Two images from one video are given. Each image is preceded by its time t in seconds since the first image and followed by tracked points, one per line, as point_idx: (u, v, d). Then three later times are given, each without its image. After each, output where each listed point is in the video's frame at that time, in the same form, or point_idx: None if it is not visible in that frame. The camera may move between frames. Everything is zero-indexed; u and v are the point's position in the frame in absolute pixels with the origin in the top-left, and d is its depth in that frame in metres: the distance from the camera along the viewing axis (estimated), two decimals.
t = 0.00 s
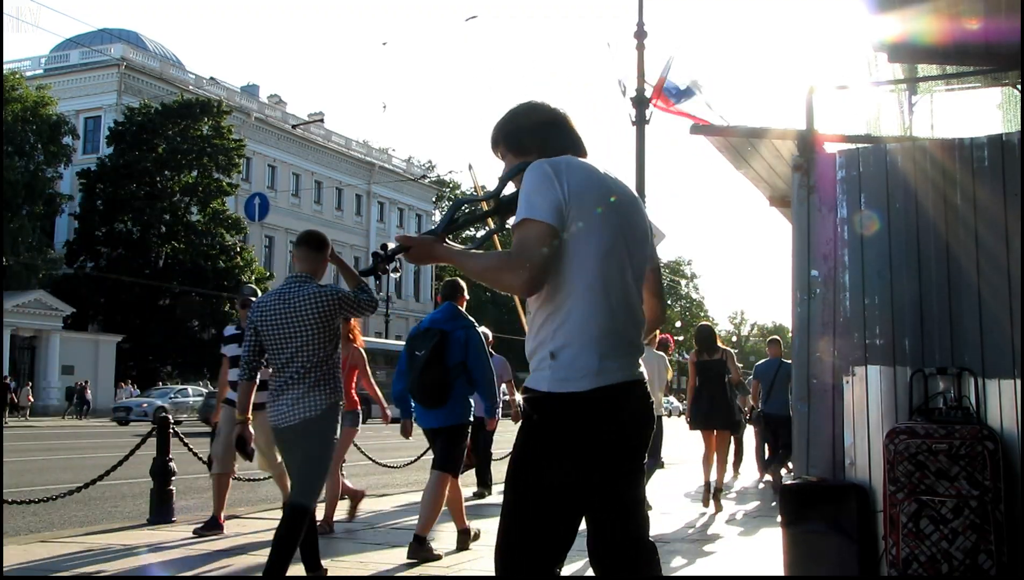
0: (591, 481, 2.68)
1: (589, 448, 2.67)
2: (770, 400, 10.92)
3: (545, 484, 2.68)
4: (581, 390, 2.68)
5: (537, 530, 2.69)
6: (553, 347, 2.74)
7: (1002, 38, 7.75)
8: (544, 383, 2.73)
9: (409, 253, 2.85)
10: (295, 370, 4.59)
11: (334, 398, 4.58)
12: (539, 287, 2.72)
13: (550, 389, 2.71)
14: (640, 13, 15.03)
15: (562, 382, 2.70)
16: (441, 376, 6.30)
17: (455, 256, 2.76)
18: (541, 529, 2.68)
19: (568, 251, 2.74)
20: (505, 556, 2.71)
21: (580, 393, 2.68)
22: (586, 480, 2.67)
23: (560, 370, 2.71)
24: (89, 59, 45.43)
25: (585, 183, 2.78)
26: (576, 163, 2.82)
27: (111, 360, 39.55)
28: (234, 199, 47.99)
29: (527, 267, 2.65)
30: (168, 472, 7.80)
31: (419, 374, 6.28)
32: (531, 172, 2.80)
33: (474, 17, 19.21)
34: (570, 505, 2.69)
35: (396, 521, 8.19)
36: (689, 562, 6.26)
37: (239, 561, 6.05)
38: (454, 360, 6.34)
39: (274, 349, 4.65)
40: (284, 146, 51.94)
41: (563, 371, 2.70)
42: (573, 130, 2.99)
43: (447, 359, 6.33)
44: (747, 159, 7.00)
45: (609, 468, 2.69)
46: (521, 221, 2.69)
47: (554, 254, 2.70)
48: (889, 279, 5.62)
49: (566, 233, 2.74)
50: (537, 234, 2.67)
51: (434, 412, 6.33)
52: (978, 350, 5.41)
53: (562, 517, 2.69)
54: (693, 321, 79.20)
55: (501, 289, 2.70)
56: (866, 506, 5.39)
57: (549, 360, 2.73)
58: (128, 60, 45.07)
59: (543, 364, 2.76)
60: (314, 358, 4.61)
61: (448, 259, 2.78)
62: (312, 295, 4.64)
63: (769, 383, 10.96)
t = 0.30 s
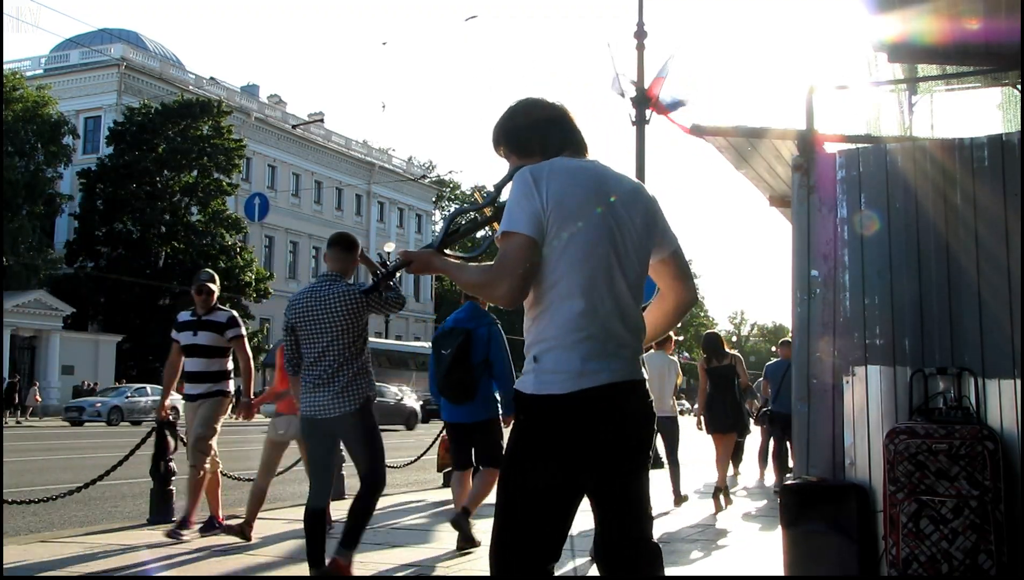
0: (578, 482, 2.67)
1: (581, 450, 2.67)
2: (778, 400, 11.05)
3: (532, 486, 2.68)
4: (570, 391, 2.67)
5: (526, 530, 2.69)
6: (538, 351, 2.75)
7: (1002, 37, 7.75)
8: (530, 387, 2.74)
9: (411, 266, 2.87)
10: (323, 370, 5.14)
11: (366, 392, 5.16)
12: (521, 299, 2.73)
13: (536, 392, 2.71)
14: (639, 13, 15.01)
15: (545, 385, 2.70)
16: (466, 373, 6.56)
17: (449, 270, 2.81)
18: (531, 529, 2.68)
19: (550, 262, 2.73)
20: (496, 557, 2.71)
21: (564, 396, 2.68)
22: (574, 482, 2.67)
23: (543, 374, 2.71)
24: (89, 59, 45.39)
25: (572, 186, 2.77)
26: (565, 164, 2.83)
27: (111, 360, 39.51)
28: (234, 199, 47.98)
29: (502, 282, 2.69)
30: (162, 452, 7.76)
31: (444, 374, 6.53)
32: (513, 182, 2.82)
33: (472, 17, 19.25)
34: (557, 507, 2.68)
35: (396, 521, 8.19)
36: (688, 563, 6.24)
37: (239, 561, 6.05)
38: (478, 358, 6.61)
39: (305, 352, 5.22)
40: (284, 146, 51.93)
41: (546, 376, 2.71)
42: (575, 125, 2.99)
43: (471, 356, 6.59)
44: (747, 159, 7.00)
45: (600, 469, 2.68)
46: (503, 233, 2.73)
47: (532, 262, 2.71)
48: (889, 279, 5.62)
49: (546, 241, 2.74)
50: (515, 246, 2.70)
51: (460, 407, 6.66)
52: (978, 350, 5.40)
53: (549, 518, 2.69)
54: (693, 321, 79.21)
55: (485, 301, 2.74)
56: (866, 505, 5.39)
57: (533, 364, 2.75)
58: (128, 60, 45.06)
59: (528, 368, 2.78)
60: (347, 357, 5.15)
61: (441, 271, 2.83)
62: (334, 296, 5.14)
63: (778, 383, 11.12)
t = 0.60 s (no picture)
0: (577, 480, 2.67)
1: (579, 450, 2.67)
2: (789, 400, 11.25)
3: (531, 486, 2.67)
4: (571, 393, 2.68)
5: (523, 530, 2.69)
6: (538, 354, 2.75)
7: (1002, 38, 7.74)
8: (529, 388, 2.74)
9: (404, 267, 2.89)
10: (361, 382, 5.50)
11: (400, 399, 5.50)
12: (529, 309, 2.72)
13: (534, 393, 2.72)
14: (640, 13, 15.02)
15: (544, 387, 2.71)
16: (494, 380, 6.64)
17: (450, 273, 2.79)
18: (530, 527, 2.68)
19: (556, 267, 2.73)
20: (495, 557, 2.71)
21: (564, 399, 2.68)
22: (573, 482, 2.67)
23: (543, 377, 2.71)
24: (88, 59, 45.42)
25: (573, 191, 2.76)
26: (570, 163, 2.81)
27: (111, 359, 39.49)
28: (234, 199, 48.02)
29: (506, 291, 2.67)
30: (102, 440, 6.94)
31: (473, 380, 6.64)
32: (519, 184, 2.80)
33: (472, 18, 19.31)
34: (556, 507, 2.68)
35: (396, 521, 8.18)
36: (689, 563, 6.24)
37: (239, 561, 6.05)
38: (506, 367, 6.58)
39: (343, 365, 5.60)
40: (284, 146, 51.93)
41: (546, 379, 2.71)
42: (575, 121, 2.99)
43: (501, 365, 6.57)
44: (746, 160, 7.01)
45: (600, 469, 2.68)
46: (508, 242, 2.72)
47: (541, 271, 2.71)
48: (889, 279, 5.62)
49: (551, 245, 2.73)
50: (519, 254, 2.69)
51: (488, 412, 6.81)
52: (978, 351, 5.40)
53: (549, 518, 2.69)
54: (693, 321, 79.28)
55: (489, 309, 2.73)
56: (866, 506, 5.39)
57: (534, 365, 2.74)
58: (128, 60, 45.11)
59: (528, 368, 2.77)
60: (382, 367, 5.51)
61: (441, 273, 2.83)
62: (371, 311, 5.52)
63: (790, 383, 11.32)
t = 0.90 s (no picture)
0: (580, 481, 2.67)
1: (579, 451, 2.67)
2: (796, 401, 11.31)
3: (532, 486, 2.67)
4: (579, 396, 2.68)
5: (523, 529, 2.68)
6: (548, 355, 2.73)
7: (1002, 37, 7.73)
8: (537, 388, 2.73)
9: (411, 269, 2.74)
10: (401, 377, 5.85)
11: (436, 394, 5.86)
12: (549, 317, 2.69)
13: (544, 393, 2.70)
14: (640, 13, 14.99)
15: (553, 388, 2.70)
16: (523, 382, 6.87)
17: (471, 278, 2.69)
18: (530, 527, 2.68)
19: (581, 272, 2.72)
20: (495, 557, 2.70)
21: (572, 401, 2.68)
22: (574, 483, 2.67)
23: (553, 379, 2.70)
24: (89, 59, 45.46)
25: (592, 195, 2.74)
26: (587, 166, 2.79)
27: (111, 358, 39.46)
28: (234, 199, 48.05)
29: (535, 301, 2.62)
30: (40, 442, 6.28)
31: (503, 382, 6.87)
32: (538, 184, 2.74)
33: (474, 18, 19.31)
34: (558, 507, 2.68)
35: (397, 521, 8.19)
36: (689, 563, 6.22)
37: (239, 561, 6.04)
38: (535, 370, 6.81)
39: (384, 354, 5.94)
40: (284, 146, 51.94)
41: (557, 380, 2.70)
42: (576, 118, 2.97)
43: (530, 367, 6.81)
44: (746, 159, 7.00)
45: (601, 470, 2.68)
46: (531, 249, 2.67)
47: (566, 278, 2.68)
48: (889, 279, 5.62)
49: (577, 253, 2.70)
50: (546, 260, 2.65)
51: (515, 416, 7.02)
52: (978, 351, 5.40)
53: (550, 517, 2.68)
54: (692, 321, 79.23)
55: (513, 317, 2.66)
56: (866, 505, 5.39)
57: (543, 367, 2.73)
58: (128, 60, 45.10)
59: (535, 370, 2.75)
60: (422, 364, 5.87)
61: (454, 276, 2.71)
62: (419, 310, 5.86)
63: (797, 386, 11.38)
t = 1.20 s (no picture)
0: (584, 481, 2.67)
1: (584, 451, 2.67)
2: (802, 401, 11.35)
3: (537, 485, 2.67)
4: (590, 397, 2.70)
5: (527, 528, 2.68)
6: (563, 353, 2.72)
7: (1002, 37, 7.73)
8: (549, 387, 2.72)
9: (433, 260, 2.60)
10: (435, 385, 5.99)
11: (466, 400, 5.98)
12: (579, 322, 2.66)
13: (556, 393, 2.70)
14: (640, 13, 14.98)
15: (567, 388, 2.70)
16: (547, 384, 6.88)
17: (502, 277, 2.60)
18: (534, 528, 2.67)
19: (607, 277, 2.72)
20: (498, 558, 2.68)
21: (582, 402, 2.69)
22: (579, 483, 2.67)
23: (567, 379, 2.70)
24: (88, 59, 45.44)
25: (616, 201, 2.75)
26: (607, 172, 2.81)
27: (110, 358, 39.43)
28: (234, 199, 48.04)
29: (568, 305, 2.57)
30: None
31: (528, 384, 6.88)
32: (566, 189, 2.72)
33: (473, 18, 19.28)
34: (564, 509, 2.67)
35: (397, 521, 8.18)
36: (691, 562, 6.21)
37: (239, 561, 6.04)
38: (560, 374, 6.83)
39: (417, 362, 6.08)
40: (284, 146, 51.94)
41: (569, 380, 2.70)
42: (585, 120, 2.98)
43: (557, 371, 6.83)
44: (745, 159, 6.99)
45: (602, 468, 2.69)
46: (565, 253, 2.62)
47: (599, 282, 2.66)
48: (889, 279, 5.62)
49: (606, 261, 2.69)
50: (577, 266, 2.60)
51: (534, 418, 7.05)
52: (978, 350, 5.40)
53: (557, 517, 2.68)
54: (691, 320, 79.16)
55: (545, 320, 2.59)
56: (866, 506, 5.38)
57: (556, 366, 2.72)
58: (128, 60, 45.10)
59: (548, 369, 2.74)
60: (452, 371, 5.99)
61: (478, 276, 2.62)
62: (450, 322, 5.95)
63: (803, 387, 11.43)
